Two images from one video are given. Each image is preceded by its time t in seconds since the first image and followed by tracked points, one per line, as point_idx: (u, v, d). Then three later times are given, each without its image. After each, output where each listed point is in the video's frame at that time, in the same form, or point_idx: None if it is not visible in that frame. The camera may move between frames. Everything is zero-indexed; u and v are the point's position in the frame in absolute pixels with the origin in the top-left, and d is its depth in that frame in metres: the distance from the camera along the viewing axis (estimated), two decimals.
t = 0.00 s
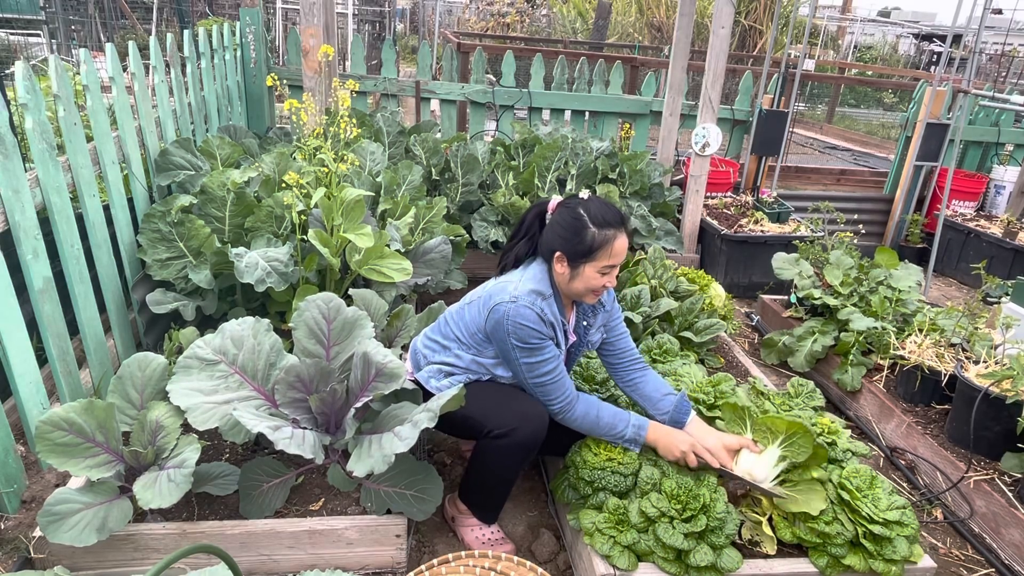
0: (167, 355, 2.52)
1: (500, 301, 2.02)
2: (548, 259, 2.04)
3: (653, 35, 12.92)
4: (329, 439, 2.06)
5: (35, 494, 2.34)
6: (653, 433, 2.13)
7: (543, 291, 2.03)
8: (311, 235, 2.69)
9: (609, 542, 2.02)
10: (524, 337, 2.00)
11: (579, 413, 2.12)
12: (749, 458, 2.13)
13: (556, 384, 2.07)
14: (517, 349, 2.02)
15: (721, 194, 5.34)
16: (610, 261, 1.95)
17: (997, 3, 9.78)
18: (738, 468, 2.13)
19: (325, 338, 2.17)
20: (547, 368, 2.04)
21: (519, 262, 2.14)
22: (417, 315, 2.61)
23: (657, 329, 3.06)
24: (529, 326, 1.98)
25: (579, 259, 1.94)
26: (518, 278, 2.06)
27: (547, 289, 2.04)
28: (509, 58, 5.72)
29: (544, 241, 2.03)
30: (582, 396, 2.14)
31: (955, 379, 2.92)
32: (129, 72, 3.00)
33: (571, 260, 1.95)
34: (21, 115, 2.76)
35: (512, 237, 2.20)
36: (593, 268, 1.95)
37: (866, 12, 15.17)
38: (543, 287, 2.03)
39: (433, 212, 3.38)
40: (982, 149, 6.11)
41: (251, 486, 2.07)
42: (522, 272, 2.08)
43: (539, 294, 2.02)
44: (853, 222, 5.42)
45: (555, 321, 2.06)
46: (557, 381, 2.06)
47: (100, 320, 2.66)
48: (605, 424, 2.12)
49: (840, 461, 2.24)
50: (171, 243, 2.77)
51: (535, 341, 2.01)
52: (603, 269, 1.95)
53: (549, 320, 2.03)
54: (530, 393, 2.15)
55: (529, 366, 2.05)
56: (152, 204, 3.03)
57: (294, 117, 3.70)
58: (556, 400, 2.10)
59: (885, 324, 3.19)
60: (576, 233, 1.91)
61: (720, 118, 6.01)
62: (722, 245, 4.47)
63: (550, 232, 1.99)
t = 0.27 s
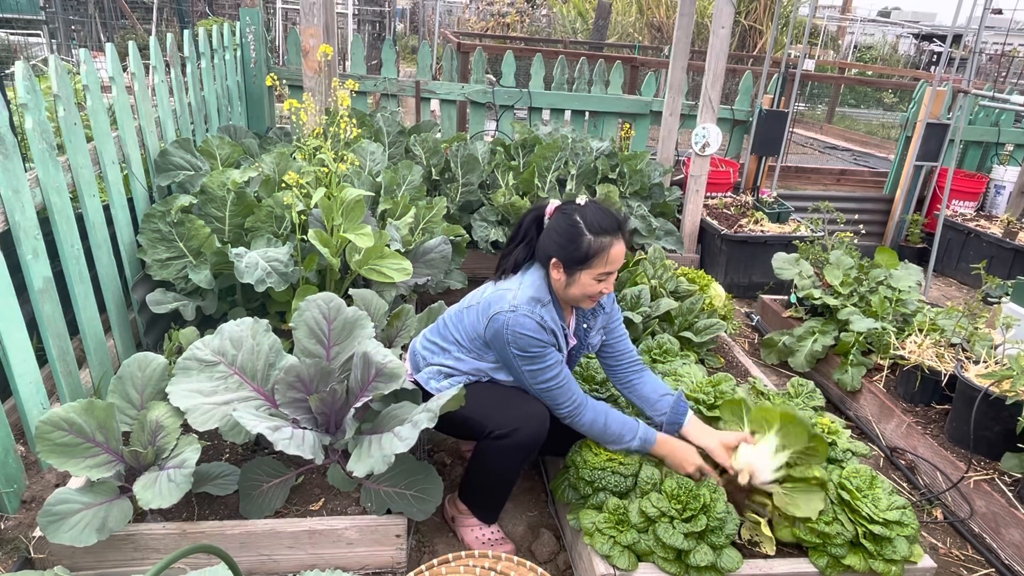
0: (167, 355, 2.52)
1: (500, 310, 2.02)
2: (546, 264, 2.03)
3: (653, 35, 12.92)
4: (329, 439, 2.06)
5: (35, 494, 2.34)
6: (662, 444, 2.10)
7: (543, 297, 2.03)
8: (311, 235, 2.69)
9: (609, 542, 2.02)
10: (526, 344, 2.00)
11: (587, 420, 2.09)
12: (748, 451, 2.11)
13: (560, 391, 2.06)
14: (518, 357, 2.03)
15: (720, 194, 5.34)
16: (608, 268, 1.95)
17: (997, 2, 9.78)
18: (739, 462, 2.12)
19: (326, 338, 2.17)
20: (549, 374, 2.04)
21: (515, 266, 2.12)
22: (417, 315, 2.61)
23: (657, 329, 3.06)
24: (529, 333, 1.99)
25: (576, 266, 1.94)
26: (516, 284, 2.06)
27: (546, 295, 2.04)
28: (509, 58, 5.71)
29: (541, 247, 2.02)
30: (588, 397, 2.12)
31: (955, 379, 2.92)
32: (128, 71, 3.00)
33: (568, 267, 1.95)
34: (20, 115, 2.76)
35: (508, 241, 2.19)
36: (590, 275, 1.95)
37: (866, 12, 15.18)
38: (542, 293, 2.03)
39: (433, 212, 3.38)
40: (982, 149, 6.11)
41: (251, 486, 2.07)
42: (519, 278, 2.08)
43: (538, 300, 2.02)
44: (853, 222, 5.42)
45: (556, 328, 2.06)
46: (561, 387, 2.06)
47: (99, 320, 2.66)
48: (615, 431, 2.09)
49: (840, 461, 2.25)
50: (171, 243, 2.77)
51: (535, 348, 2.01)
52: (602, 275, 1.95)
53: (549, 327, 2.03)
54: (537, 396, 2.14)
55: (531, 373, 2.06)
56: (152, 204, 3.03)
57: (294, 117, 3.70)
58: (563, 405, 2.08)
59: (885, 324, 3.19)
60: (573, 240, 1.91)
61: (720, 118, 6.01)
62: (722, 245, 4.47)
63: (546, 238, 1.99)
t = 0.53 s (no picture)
0: (167, 355, 2.52)
1: (496, 313, 2.02)
2: (541, 265, 2.03)
3: (653, 35, 12.93)
4: (329, 439, 2.05)
5: (35, 494, 2.34)
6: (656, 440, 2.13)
7: (540, 298, 2.03)
8: (311, 235, 2.69)
9: (608, 543, 2.02)
10: (524, 346, 2.00)
11: (582, 421, 2.10)
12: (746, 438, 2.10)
13: (557, 394, 2.07)
14: (515, 360, 2.03)
15: (720, 194, 5.34)
16: (603, 267, 1.95)
17: (996, 2, 9.78)
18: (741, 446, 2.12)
19: (326, 338, 2.17)
20: (546, 377, 2.04)
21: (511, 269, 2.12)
22: (417, 315, 2.62)
23: (657, 329, 3.06)
24: (526, 336, 1.99)
25: (571, 266, 1.94)
26: (512, 287, 2.06)
27: (544, 296, 2.03)
28: (509, 58, 5.71)
29: (536, 248, 2.02)
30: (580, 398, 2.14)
31: (955, 379, 2.92)
32: (128, 72, 3.00)
33: (564, 267, 1.95)
34: (20, 115, 2.76)
35: (503, 243, 2.19)
36: (586, 274, 1.95)
37: (867, 12, 15.17)
38: (539, 295, 2.03)
39: (433, 212, 3.38)
40: (982, 149, 6.11)
41: (251, 486, 2.07)
42: (515, 281, 2.07)
43: (535, 302, 2.02)
44: (853, 222, 5.42)
45: (553, 331, 2.06)
46: (558, 390, 2.06)
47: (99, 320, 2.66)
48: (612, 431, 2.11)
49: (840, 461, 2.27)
50: (171, 243, 2.77)
51: (532, 351, 2.01)
52: (597, 274, 1.95)
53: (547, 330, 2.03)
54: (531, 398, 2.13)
55: (529, 376, 2.05)
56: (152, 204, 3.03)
57: (294, 117, 3.70)
58: (558, 408, 2.09)
59: (885, 324, 3.19)
60: (566, 240, 1.91)
61: (720, 118, 6.01)
62: (722, 245, 4.47)
63: (541, 239, 1.99)
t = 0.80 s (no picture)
0: (167, 355, 2.52)
1: (486, 304, 2.02)
2: (529, 254, 2.04)
3: (653, 35, 12.93)
4: (329, 439, 2.05)
5: (35, 494, 2.34)
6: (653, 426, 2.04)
7: (528, 286, 2.02)
8: (311, 235, 2.69)
9: (608, 542, 2.02)
10: (513, 335, 1.98)
11: (573, 413, 2.06)
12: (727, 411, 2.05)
13: (549, 382, 2.05)
14: (507, 349, 2.01)
15: (720, 194, 5.34)
16: (590, 246, 1.95)
17: (996, 2, 9.77)
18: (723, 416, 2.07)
19: (326, 338, 2.17)
20: (538, 365, 2.03)
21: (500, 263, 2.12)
22: (417, 315, 2.62)
23: (657, 329, 3.06)
24: (517, 324, 1.97)
25: (559, 249, 1.95)
26: (502, 278, 2.06)
27: (532, 284, 2.03)
28: (509, 58, 5.71)
29: (523, 238, 2.03)
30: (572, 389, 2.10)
31: (955, 379, 2.92)
32: (128, 72, 3.00)
33: (552, 252, 1.96)
34: (20, 114, 2.76)
35: (490, 240, 2.20)
36: (575, 256, 1.95)
37: (867, 12, 15.18)
38: (527, 283, 2.02)
39: (433, 212, 3.38)
40: (982, 149, 6.11)
41: (251, 486, 2.07)
42: (505, 273, 2.07)
43: (525, 290, 2.01)
44: (853, 222, 5.42)
45: (545, 319, 2.05)
46: (549, 378, 2.04)
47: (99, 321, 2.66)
48: (604, 421, 2.04)
49: (839, 461, 2.29)
50: (171, 243, 2.77)
51: (523, 339, 1.99)
52: (585, 254, 1.96)
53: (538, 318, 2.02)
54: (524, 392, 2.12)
55: (520, 365, 2.03)
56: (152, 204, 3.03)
57: (294, 117, 3.70)
58: (549, 399, 2.06)
59: (885, 324, 3.19)
60: (551, 225, 1.92)
61: (720, 118, 6.01)
62: (722, 245, 4.48)
63: (527, 228, 2.00)
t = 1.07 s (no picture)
0: (167, 356, 2.52)
1: (464, 278, 2.02)
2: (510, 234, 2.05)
3: (653, 35, 12.93)
4: (330, 438, 2.05)
5: (35, 494, 2.34)
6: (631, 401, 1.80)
7: (507, 262, 2.01)
8: (311, 235, 2.69)
9: (608, 542, 2.02)
10: (483, 305, 1.93)
11: (541, 390, 1.87)
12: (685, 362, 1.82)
13: (518, 356, 1.92)
14: (479, 320, 1.95)
15: (720, 194, 5.34)
16: (562, 218, 1.94)
17: (997, 2, 9.77)
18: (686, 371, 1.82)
19: (322, 338, 2.17)
20: (508, 337, 1.93)
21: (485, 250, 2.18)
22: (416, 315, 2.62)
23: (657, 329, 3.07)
24: (489, 292, 1.94)
25: (531, 221, 1.96)
26: (483, 256, 2.07)
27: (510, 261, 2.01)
28: (509, 58, 5.71)
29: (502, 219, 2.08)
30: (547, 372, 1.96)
31: (955, 379, 2.92)
32: (128, 72, 3.00)
33: (525, 224, 1.98)
34: (20, 115, 2.76)
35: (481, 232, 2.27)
36: (546, 227, 1.94)
37: (867, 12, 15.18)
38: (505, 259, 2.01)
39: (433, 212, 3.38)
40: (982, 149, 6.11)
41: (251, 486, 2.07)
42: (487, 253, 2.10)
43: (501, 264, 2.00)
44: (853, 222, 5.43)
45: (522, 295, 1.99)
46: (518, 352, 1.92)
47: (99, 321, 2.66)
48: (571, 403, 1.85)
49: (840, 461, 2.29)
50: (171, 243, 2.77)
51: (494, 308, 1.93)
52: (557, 225, 1.93)
53: (514, 293, 1.97)
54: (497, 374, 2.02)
55: (491, 337, 1.94)
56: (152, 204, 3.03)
57: (294, 117, 3.70)
58: (515, 377, 1.90)
59: (885, 324, 3.19)
60: (522, 197, 1.96)
61: (720, 118, 6.01)
62: (723, 245, 4.47)
63: (505, 207, 2.05)
